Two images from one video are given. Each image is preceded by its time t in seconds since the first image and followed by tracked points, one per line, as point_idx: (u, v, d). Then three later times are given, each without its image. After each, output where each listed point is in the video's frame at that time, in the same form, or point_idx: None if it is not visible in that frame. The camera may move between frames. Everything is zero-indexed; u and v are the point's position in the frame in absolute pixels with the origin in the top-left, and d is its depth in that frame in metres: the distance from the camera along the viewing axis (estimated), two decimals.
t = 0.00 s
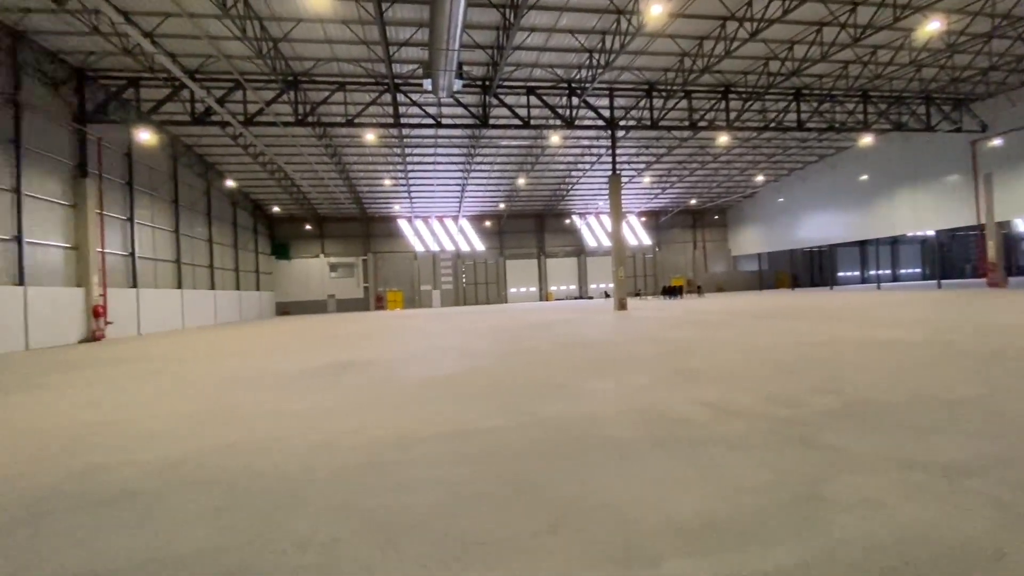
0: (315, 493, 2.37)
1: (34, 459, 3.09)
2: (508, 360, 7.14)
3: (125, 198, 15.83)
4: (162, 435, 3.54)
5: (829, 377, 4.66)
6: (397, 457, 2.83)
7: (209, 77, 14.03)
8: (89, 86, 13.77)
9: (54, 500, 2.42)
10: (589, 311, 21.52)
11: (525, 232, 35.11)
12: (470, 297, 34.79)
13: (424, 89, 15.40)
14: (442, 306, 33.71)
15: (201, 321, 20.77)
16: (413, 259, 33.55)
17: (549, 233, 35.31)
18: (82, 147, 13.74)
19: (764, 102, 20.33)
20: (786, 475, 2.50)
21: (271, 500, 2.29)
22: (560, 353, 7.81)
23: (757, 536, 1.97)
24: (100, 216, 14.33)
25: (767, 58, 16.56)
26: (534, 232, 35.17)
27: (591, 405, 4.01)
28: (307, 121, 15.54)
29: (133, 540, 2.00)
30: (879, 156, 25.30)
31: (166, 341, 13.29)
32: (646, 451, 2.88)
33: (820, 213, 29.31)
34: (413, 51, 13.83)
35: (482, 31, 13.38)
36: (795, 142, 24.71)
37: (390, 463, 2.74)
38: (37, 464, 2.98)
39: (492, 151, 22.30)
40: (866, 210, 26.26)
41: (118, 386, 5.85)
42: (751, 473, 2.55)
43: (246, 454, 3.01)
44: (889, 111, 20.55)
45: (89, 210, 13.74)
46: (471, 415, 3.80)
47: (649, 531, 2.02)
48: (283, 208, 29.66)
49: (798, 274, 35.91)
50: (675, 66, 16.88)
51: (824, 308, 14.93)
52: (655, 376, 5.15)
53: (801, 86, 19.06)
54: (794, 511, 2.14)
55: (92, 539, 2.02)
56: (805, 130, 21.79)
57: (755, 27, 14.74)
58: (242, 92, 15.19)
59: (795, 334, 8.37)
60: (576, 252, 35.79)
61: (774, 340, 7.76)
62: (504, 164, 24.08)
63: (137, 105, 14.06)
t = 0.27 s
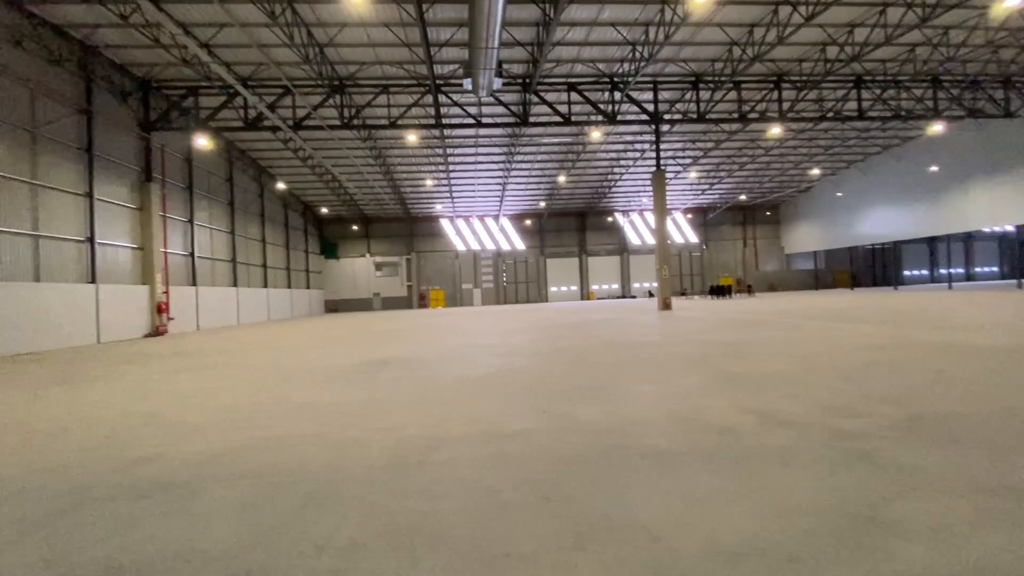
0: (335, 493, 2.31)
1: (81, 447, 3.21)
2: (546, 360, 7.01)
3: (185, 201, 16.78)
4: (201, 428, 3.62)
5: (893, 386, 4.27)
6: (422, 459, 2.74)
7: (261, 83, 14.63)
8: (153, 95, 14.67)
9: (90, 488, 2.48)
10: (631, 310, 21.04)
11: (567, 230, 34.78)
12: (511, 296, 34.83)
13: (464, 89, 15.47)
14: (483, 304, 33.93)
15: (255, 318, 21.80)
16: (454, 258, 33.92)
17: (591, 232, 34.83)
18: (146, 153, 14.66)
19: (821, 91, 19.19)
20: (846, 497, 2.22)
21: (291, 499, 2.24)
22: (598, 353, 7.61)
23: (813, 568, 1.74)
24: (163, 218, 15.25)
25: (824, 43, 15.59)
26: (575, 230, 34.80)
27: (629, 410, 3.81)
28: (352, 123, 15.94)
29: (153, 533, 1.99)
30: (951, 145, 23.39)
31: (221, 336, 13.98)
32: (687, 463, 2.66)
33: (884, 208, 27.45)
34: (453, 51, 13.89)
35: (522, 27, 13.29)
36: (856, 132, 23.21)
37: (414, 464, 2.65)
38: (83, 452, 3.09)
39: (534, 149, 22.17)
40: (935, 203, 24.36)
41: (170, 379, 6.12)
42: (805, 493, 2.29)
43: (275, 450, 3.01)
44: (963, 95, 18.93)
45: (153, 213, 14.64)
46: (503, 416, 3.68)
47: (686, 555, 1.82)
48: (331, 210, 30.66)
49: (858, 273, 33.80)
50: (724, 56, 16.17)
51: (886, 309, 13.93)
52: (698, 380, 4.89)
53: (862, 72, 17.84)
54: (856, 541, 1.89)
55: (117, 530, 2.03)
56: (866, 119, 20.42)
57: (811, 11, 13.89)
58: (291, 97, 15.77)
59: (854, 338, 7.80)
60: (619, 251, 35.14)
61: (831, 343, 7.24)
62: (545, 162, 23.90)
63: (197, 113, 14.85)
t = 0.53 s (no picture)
0: (353, 497, 2.27)
1: (127, 438, 3.35)
2: (582, 362, 6.85)
3: (236, 203, 17.56)
4: (235, 424, 3.70)
5: (963, 398, 3.88)
6: (444, 464, 2.67)
7: (305, 87, 15.08)
8: (206, 102, 15.40)
9: (123, 481, 2.54)
10: (672, 310, 20.47)
11: (606, 228, 34.26)
12: (549, 295, 34.65)
13: (501, 88, 15.45)
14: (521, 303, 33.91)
15: (300, 315, 22.60)
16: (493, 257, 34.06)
17: (631, 230, 34.18)
18: (200, 158, 15.41)
19: (879, 78, 18.00)
20: (901, 522, 2.02)
21: (310, 502, 2.22)
22: (636, 356, 7.37)
23: None
24: (215, 219, 16.02)
25: (884, 27, 14.58)
26: (615, 228, 34.23)
27: (663, 418, 3.62)
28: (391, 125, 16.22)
29: (175, 532, 2.00)
30: None
31: (268, 332, 14.56)
32: (724, 478, 2.47)
33: (950, 202, 25.54)
34: (490, 50, 13.87)
35: (559, 24, 13.14)
36: (918, 121, 21.68)
37: (436, 470, 2.58)
38: (124, 444, 3.20)
39: (572, 146, 21.90)
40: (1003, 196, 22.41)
41: (215, 375, 6.35)
42: (857, 519, 2.07)
43: (301, 448, 3.03)
44: None
45: (206, 215, 15.39)
46: (530, 421, 3.58)
47: None
48: (373, 210, 31.39)
49: (921, 272, 31.60)
50: (772, 45, 15.39)
51: (953, 311, 12.92)
52: (741, 387, 4.62)
53: (926, 56, 16.59)
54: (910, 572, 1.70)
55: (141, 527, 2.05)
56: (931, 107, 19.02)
57: None
58: (334, 101, 16.20)
59: (917, 343, 7.21)
60: (660, 249, 34.32)
61: (891, 349, 6.73)
62: (584, 159, 23.58)
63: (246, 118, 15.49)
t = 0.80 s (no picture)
0: (364, 498, 2.24)
1: (164, 430, 3.48)
2: (613, 363, 6.69)
3: (279, 205, 18.21)
4: (263, 419, 3.79)
5: None
6: (459, 466, 2.61)
7: (344, 91, 15.46)
8: (252, 108, 16.02)
9: (149, 473, 2.61)
10: (711, 312, 19.82)
11: (644, 227, 33.58)
12: (585, 295, 34.27)
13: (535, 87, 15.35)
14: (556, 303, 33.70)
15: (340, 313, 23.24)
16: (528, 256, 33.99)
17: (670, 229, 33.36)
18: (246, 162, 16.06)
19: (940, 65, 16.82)
20: (953, 547, 1.83)
21: (320, 500, 2.22)
22: (671, 358, 7.13)
23: None
24: (260, 220, 16.67)
25: (946, 10, 13.58)
26: (653, 227, 33.50)
27: (693, 423, 3.45)
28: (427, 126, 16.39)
29: (188, 527, 2.02)
30: None
31: (308, 329, 15.01)
32: (754, 491, 2.30)
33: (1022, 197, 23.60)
34: (523, 48, 13.79)
35: (593, 19, 12.91)
36: (984, 110, 20.15)
37: (449, 472, 2.53)
38: (157, 437, 3.31)
39: (609, 144, 21.55)
40: None
41: (252, 371, 6.55)
42: (903, 540, 1.89)
43: (321, 445, 3.04)
44: None
45: (252, 216, 16.03)
46: (552, 423, 3.48)
47: None
48: (411, 211, 31.92)
49: (988, 273, 29.36)
50: (820, 33, 14.61)
51: None
52: (781, 393, 4.37)
53: (995, 39, 15.37)
54: None
55: (157, 520, 2.08)
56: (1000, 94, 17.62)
57: None
58: (371, 104, 16.54)
59: (982, 348, 6.65)
60: (701, 248, 33.35)
61: (953, 355, 6.22)
62: (621, 157, 23.17)
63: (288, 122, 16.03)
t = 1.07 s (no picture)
0: (368, 501, 2.22)
1: (186, 427, 3.57)
2: (638, 366, 6.52)
3: (312, 207, 18.68)
4: (282, 417, 3.85)
5: None
6: (464, 472, 2.56)
7: (374, 94, 15.71)
8: (286, 112, 16.47)
9: (163, 470, 2.67)
10: (745, 313, 19.20)
11: (676, 226, 32.88)
12: (615, 295, 33.83)
13: (563, 85, 15.21)
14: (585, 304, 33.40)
15: (371, 313, 23.66)
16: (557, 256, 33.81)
17: (703, 228, 32.56)
18: (280, 164, 16.53)
19: (996, 52, 15.78)
20: None
21: (325, 502, 2.21)
22: (700, 361, 6.90)
23: None
24: (294, 222, 17.13)
25: None
26: (685, 226, 32.77)
27: (714, 432, 3.30)
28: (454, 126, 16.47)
29: (192, 527, 2.03)
30: None
31: (339, 328, 15.33)
32: (775, 506, 2.16)
33: None
34: (550, 47, 13.68)
35: (621, 14, 12.67)
36: None
37: (453, 477, 2.48)
38: (177, 433, 3.40)
39: (639, 142, 21.18)
40: None
41: (278, 369, 6.70)
42: (939, 567, 1.72)
43: (330, 445, 3.05)
44: None
45: (286, 218, 16.48)
46: (565, 428, 3.40)
47: None
48: (440, 211, 32.23)
49: None
50: (863, 22, 13.92)
51: None
52: (813, 400, 4.15)
53: None
54: None
55: (162, 518, 2.11)
56: None
57: None
58: (401, 106, 16.74)
59: None
60: (735, 247, 32.42)
61: (1007, 362, 5.78)
62: (651, 155, 22.75)
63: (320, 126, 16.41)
